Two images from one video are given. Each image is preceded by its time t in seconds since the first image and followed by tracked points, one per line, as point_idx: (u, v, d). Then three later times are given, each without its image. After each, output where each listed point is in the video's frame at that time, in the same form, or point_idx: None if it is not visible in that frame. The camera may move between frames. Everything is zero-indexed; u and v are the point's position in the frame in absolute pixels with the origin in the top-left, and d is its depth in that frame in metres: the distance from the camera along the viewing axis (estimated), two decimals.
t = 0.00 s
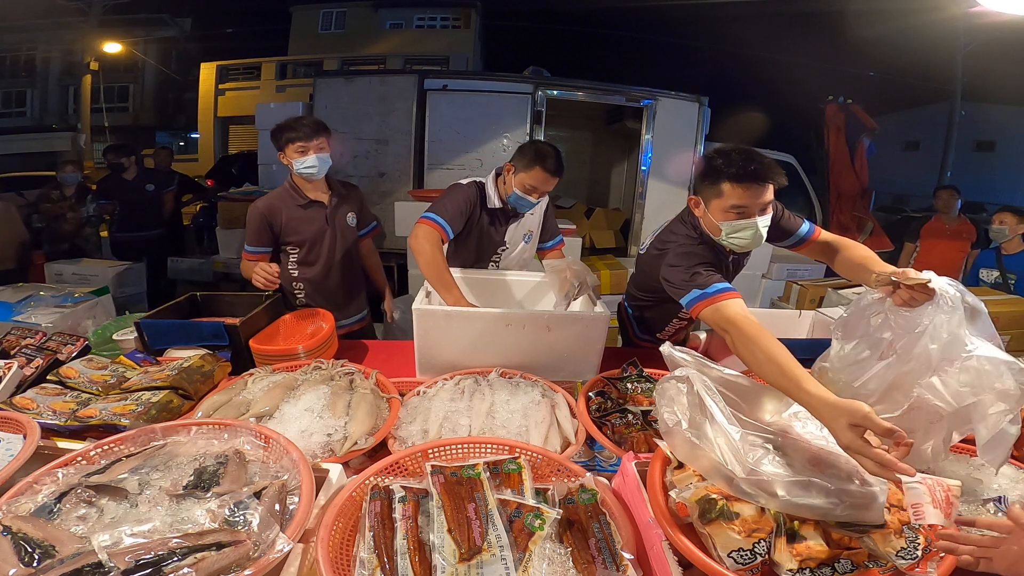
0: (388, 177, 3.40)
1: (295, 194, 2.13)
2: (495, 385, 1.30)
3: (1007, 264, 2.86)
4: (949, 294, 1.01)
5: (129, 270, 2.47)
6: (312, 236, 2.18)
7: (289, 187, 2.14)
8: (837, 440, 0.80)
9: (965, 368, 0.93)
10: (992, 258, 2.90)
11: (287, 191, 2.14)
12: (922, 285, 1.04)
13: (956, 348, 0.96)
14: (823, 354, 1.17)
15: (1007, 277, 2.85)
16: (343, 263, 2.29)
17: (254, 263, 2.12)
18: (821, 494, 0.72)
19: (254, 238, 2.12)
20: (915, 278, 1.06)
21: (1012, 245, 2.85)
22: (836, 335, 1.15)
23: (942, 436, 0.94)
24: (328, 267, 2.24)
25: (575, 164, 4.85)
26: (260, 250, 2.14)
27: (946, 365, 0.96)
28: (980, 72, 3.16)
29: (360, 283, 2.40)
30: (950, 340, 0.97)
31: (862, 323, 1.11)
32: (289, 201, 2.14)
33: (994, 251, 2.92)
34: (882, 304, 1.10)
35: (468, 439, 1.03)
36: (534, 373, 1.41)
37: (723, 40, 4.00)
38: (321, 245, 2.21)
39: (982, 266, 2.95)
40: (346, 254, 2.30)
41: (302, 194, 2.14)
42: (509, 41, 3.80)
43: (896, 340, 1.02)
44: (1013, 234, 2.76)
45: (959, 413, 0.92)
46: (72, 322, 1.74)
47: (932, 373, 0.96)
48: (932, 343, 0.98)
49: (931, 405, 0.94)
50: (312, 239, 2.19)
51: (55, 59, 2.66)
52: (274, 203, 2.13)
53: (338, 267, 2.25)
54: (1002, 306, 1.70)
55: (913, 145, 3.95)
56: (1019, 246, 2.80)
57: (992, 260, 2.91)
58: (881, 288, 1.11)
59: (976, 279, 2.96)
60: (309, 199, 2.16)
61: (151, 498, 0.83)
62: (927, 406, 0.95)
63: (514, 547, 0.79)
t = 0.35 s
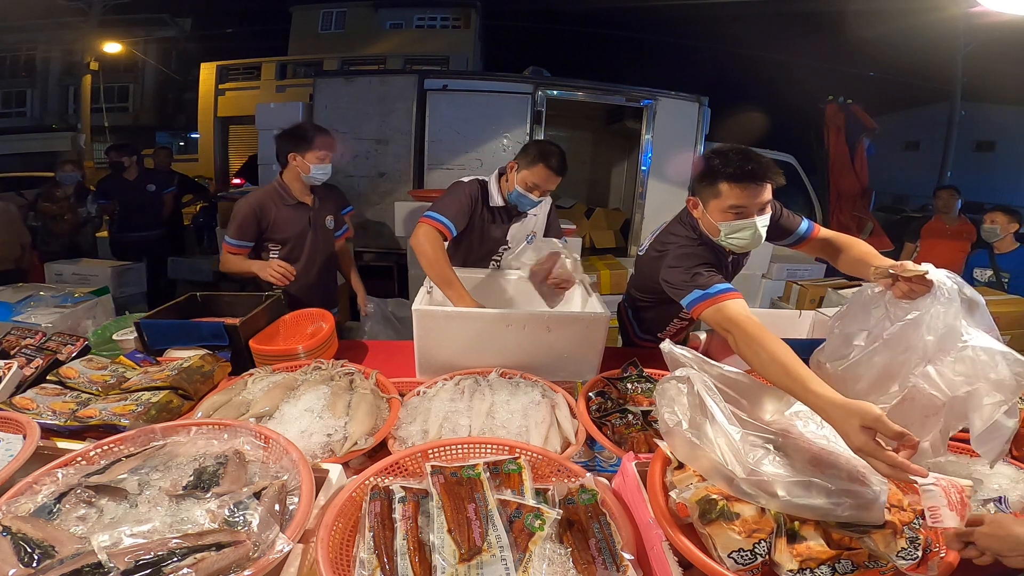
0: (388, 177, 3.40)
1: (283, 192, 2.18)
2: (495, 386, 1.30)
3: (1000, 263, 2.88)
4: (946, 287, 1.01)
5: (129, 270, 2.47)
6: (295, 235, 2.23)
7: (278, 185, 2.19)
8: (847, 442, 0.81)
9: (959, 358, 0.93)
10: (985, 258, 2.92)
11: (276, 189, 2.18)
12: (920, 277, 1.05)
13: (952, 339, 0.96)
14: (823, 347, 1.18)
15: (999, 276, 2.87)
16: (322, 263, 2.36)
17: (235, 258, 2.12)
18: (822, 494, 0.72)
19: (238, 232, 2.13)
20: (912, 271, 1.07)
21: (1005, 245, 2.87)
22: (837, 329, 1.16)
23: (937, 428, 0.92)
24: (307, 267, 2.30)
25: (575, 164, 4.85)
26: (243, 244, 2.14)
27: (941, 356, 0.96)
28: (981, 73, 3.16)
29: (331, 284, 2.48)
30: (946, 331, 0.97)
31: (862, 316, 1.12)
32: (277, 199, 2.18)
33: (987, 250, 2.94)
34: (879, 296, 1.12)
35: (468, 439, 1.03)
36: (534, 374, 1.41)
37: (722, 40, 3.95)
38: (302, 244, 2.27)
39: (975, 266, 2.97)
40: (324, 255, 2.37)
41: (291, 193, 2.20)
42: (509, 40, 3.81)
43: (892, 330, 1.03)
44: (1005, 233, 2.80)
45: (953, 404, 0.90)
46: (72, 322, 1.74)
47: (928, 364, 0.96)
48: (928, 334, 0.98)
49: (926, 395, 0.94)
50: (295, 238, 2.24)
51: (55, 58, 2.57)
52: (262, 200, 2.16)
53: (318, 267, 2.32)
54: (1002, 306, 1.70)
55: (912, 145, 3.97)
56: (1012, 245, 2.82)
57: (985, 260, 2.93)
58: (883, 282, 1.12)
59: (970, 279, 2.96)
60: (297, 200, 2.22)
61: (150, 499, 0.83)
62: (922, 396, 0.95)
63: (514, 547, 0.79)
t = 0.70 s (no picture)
0: (388, 177, 3.39)
1: (270, 188, 2.24)
2: (495, 386, 1.30)
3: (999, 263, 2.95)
4: (955, 281, 1.03)
5: (130, 270, 2.47)
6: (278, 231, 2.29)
7: (264, 181, 2.24)
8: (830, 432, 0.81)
9: (971, 350, 0.96)
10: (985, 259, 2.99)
11: (263, 185, 2.24)
12: (928, 269, 1.07)
13: (961, 332, 0.99)
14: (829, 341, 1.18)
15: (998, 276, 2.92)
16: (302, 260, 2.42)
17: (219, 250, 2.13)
18: (821, 494, 0.72)
19: (224, 224, 2.15)
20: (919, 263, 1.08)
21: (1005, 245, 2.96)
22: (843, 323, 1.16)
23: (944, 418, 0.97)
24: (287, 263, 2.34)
25: (575, 164, 4.85)
26: (227, 236, 2.16)
27: (952, 348, 0.98)
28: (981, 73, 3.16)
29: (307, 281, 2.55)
30: (957, 324, 0.99)
31: (869, 310, 1.12)
32: (263, 195, 2.24)
33: (987, 251, 3.02)
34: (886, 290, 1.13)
35: (468, 439, 1.03)
36: (534, 373, 1.41)
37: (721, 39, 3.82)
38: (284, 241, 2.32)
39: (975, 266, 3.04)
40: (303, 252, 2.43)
41: (277, 189, 2.26)
42: (509, 40, 3.73)
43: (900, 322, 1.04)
44: (1005, 233, 2.86)
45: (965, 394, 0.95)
46: (72, 322, 1.74)
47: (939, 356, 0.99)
48: (940, 326, 1.00)
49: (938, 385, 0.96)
50: (278, 234, 2.30)
51: (55, 58, 2.62)
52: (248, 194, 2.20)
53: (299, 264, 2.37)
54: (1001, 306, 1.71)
55: (913, 144, 3.79)
56: (1012, 245, 2.90)
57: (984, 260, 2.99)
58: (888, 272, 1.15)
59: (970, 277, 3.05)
60: (282, 196, 2.29)
61: (151, 498, 0.83)
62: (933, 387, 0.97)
63: (514, 547, 0.79)
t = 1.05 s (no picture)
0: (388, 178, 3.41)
1: (241, 186, 2.21)
2: (495, 386, 1.30)
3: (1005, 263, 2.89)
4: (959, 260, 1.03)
5: (130, 270, 2.47)
6: (254, 229, 2.26)
7: (233, 180, 2.20)
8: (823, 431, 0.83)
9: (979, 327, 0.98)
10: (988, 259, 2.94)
11: (232, 184, 2.20)
12: (929, 247, 1.06)
13: (965, 309, 1.00)
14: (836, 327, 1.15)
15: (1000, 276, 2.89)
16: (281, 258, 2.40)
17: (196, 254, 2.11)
18: (822, 494, 0.72)
19: (197, 227, 2.12)
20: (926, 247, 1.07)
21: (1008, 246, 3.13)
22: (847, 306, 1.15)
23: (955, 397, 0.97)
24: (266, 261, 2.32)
25: (575, 164, 4.85)
26: (204, 239, 2.13)
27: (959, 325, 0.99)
28: (982, 73, 3.16)
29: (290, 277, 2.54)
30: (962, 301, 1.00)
31: (875, 295, 1.11)
32: (234, 194, 2.21)
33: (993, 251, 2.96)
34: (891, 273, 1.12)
35: (468, 439, 1.03)
36: (534, 373, 1.41)
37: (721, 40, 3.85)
38: (260, 239, 2.30)
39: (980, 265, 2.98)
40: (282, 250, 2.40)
41: (248, 187, 2.23)
42: (509, 41, 3.76)
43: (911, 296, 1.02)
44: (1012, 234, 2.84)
45: (978, 370, 0.95)
46: (72, 322, 1.74)
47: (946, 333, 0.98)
48: (948, 303, 0.99)
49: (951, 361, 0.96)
50: (254, 233, 2.27)
51: (55, 59, 2.60)
52: (218, 195, 2.17)
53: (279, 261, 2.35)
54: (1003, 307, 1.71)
55: (913, 144, 3.78)
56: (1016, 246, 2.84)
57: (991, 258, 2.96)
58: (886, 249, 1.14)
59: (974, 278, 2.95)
60: (253, 194, 2.25)
61: (151, 498, 0.83)
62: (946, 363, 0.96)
63: (514, 547, 0.79)
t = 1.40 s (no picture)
0: (388, 178, 3.38)
1: (214, 195, 2.14)
2: (495, 386, 1.30)
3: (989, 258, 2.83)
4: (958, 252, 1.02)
5: (130, 271, 2.47)
6: (230, 237, 2.21)
7: (208, 187, 2.14)
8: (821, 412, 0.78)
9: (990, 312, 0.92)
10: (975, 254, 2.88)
11: (206, 189, 2.14)
12: (925, 242, 1.09)
13: (972, 298, 0.97)
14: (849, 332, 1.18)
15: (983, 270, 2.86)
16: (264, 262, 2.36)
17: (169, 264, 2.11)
18: (821, 493, 0.72)
19: (170, 236, 2.10)
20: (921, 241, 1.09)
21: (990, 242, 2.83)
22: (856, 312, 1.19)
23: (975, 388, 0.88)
24: (245, 268, 2.29)
25: (575, 164, 4.86)
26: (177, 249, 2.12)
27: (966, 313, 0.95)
28: (981, 73, 3.16)
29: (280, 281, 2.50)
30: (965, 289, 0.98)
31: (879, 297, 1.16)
32: (209, 200, 2.15)
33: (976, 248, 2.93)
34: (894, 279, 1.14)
35: (468, 439, 1.03)
36: (533, 373, 1.41)
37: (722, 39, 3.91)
38: (239, 245, 2.25)
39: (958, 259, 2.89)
40: (263, 255, 2.35)
41: (222, 194, 2.16)
42: (509, 41, 3.77)
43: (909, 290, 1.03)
44: (991, 232, 2.75)
45: (993, 359, 0.88)
46: (72, 322, 1.74)
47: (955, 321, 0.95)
48: (949, 292, 0.98)
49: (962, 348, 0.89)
50: (232, 239, 2.22)
51: (55, 59, 2.60)
52: (192, 203, 2.12)
53: (257, 267, 2.32)
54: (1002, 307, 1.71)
55: (912, 145, 3.84)
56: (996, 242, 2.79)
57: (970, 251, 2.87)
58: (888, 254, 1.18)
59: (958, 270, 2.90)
60: (227, 199, 2.17)
61: (151, 498, 0.83)
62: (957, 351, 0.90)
63: (514, 547, 0.79)
